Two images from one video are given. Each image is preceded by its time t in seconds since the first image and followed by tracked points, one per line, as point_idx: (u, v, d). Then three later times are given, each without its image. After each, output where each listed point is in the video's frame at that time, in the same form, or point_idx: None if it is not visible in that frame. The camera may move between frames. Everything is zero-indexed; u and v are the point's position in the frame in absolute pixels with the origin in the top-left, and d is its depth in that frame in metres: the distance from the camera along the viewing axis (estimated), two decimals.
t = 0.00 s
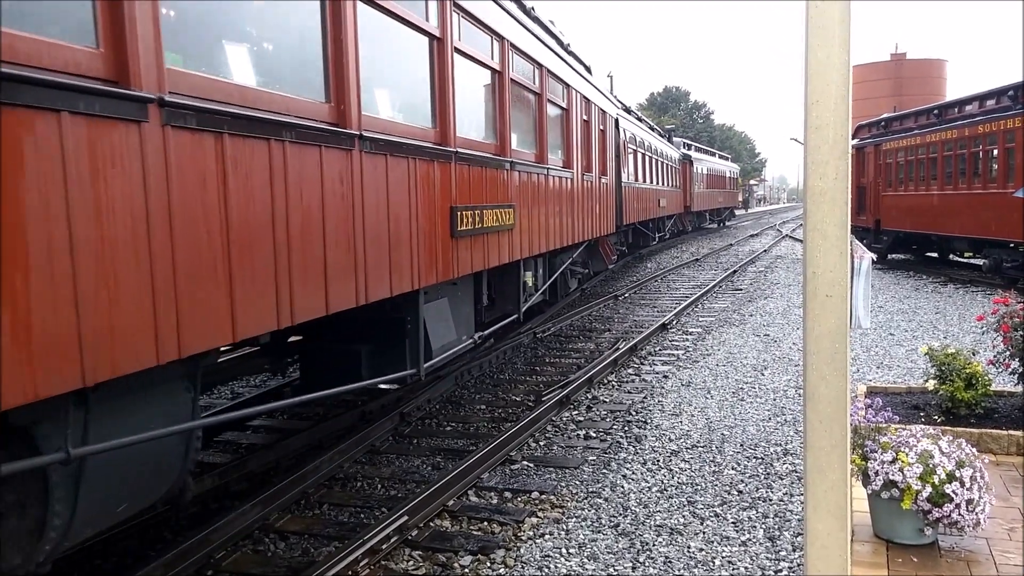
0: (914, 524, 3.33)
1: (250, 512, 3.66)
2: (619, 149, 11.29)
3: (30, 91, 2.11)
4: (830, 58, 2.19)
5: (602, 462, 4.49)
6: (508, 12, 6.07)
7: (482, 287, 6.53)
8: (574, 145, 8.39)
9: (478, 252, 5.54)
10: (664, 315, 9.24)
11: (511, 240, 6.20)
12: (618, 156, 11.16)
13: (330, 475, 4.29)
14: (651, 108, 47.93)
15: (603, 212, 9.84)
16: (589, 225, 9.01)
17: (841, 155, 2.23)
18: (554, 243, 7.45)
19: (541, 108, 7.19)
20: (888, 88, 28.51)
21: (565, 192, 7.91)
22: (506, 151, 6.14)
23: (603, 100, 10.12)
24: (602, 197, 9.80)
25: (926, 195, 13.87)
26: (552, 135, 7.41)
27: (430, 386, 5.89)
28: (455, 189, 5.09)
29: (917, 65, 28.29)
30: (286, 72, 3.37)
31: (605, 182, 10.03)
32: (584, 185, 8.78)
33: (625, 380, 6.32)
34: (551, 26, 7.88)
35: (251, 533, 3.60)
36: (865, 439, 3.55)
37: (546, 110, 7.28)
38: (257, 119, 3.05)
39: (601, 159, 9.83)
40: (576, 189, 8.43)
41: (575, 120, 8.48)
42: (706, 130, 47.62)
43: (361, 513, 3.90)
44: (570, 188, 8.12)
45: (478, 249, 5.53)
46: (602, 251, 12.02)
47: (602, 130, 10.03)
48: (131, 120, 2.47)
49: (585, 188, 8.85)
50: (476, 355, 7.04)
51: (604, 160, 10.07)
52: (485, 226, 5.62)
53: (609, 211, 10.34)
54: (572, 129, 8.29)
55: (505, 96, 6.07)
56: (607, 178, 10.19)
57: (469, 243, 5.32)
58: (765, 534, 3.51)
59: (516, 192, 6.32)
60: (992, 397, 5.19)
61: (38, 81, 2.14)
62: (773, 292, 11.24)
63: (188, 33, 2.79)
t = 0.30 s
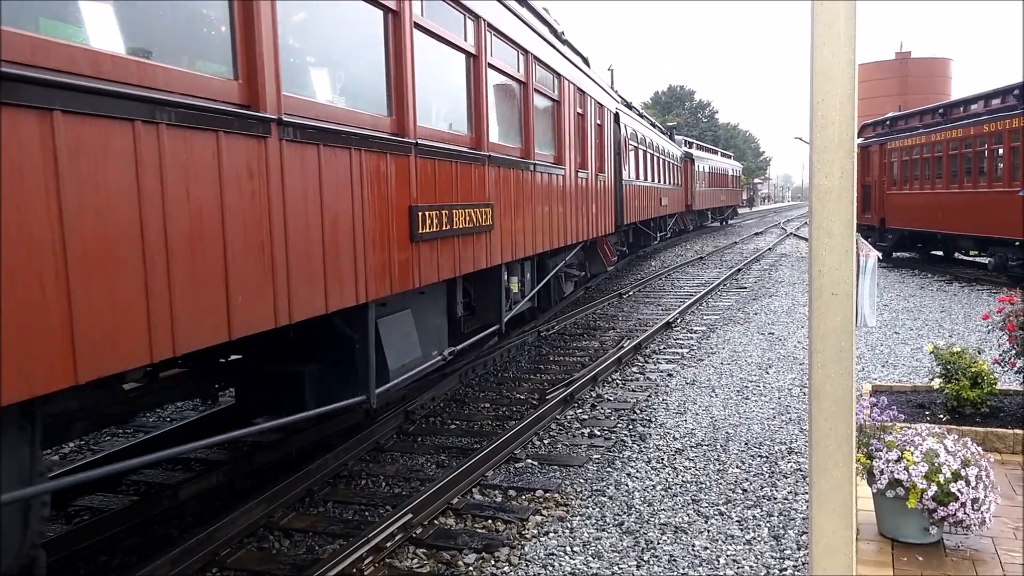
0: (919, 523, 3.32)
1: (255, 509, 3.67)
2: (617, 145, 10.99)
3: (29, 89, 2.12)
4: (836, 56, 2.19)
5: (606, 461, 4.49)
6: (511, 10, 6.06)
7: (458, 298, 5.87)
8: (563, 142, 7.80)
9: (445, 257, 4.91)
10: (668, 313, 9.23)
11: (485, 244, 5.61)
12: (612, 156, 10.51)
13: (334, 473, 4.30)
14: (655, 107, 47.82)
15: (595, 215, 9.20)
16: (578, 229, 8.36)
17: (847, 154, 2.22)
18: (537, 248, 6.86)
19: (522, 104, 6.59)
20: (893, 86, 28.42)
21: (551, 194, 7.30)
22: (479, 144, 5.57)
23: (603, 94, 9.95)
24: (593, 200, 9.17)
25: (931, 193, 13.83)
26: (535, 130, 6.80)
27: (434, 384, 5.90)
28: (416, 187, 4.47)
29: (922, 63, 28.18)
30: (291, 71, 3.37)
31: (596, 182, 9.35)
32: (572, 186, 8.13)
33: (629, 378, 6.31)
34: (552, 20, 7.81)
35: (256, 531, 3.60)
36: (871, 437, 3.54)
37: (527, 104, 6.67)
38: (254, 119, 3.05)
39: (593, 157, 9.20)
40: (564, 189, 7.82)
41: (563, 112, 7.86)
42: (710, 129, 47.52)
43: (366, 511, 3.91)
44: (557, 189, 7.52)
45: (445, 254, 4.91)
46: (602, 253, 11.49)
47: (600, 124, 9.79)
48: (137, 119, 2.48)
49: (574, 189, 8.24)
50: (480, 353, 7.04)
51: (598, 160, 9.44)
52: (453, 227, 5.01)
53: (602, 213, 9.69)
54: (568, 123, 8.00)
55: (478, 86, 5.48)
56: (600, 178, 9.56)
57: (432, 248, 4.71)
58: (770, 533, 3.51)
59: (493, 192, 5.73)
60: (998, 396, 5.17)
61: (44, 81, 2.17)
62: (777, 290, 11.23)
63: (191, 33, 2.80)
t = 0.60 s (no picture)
0: (921, 523, 3.33)
1: (257, 509, 3.68)
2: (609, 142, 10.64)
3: (33, 92, 2.13)
4: (838, 57, 2.19)
5: (609, 461, 4.49)
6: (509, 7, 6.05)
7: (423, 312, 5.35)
8: (546, 139, 7.28)
9: (396, 266, 4.26)
10: (669, 313, 9.24)
11: (449, 251, 4.96)
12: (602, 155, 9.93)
13: (337, 473, 4.30)
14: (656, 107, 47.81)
15: (580, 218, 8.55)
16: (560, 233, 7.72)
17: (849, 154, 2.23)
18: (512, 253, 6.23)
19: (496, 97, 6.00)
20: (894, 87, 28.39)
21: (530, 195, 6.68)
22: (443, 139, 4.98)
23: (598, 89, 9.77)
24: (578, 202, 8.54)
25: (932, 194, 13.83)
26: (510, 125, 6.18)
27: (436, 384, 5.90)
28: (359, 185, 3.84)
29: (923, 64, 28.18)
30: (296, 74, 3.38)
31: (581, 183, 8.73)
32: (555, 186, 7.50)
33: (632, 379, 6.32)
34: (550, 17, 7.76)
35: (259, 531, 3.61)
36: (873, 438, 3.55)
37: (501, 97, 6.08)
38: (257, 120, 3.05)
39: (579, 157, 8.62)
40: (546, 190, 7.21)
41: (544, 107, 7.30)
42: (711, 129, 47.52)
43: (368, 511, 3.91)
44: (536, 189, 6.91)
45: (397, 262, 4.27)
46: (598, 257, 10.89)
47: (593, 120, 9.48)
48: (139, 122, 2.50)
49: (558, 189, 7.62)
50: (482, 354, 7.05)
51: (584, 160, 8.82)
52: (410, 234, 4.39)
53: (590, 215, 9.08)
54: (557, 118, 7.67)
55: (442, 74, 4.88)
56: (586, 179, 8.95)
57: (378, 256, 4.06)
58: (772, 533, 3.51)
59: (458, 192, 5.12)
60: (999, 396, 5.18)
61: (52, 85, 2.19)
62: (779, 291, 11.23)
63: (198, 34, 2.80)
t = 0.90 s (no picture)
0: (922, 523, 3.33)
1: (257, 511, 3.68)
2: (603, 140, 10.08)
3: (32, 96, 2.11)
4: (837, 56, 2.20)
5: (609, 462, 4.50)
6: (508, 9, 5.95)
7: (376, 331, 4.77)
8: (529, 133, 6.57)
9: (361, 277, 3.82)
10: (670, 314, 9.25)
11: (402, 262, 4.25)
12: (593, 155, 9.23)
13: (337, 475, 4.30)
14: (656, 108, 47.82)
15: (566, 223, 7.78)
16: (542, 239, 6.96)
17: (849, 154, 2.23)
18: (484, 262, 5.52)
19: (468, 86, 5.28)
20: (894, 87, 28.37)
21: (506, 198, 5.97)
22: (398, 132, 4.26)
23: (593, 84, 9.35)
24: (565, 203, 7.79)
25: (932, 194, 13.84)
26: (483, 119, 5.46)
27: (437, 386, 5.90)
28: (272, 185, 3.11)
29: (922, 64, 28.18)
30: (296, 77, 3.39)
31: (569, 184, 7.97)
32: (536, 187, 6.76)
33: (632, 379, 6.33)
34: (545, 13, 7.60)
35: (259, 532, 3.61)
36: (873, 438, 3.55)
37: (472, 85, 5.35)
38: (259, 121, 3.04)
39: (567, 156, 7.91)
40: (526, 190, 6.46)
41: (529, 99, 6.59)
42: (711, 130, 47.51)
43: (369, 512, 3.91)
44: (516, 190, 6.18)
45: (332, 279, 3.58)
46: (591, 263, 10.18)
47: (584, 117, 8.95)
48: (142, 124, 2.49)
49: (541, 190, 6.87)
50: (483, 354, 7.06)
51: (573, 158, 8.12)
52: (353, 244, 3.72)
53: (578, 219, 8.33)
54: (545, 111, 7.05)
55: (396, 57, 4.15)
56: (575, 180, 8.22)
57: (301, 271, 3.34)
58: (772, 534, 3.51)
59: (416, 193, 4.41)
60: (999, 396, 5.18)
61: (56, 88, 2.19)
62: (779, 291, 11.25)
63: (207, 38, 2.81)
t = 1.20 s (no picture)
0: (920, 525, 3.33)
1: (255, 511, 3.67)
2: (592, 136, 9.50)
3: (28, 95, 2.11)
4: (836, 58, 2.20)
5: (608, 462, 4.51)
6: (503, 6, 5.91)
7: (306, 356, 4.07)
8: (504, 128, 6.08)
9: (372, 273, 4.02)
10: (669, 315, 9.26)
11: (339, 273, 3.69)
12: (578, 152, 8.65)
13: (336, 475, 4.30)
14: (656, 108, 47.79)
15: (547, 227, 7.21)
16: (518, 244, 6.38)
17: (848, 156, 2.23)
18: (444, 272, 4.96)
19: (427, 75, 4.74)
20: (893, 88, 28.35)
21: (473, 199, 5.42)
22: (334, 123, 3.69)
23: (581, 76, 8.80)
24: (547, 205, 7.21)
25: (931, 196, 13.85)
26: (446, 109, 4.96)
27: (435, 386, 5.90)
28: (154, 181, 2.55)
29: (922, 65, 28.21)
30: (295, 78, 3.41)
31: (552, 184, 7.40)
32: (511, 187, 6.20)
33: (630, 380, 6.33)
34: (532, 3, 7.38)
35: (257, 533, 3.61)
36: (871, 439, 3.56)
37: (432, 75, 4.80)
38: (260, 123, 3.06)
39: (549, 154, 7.36)
40: (497, 190, 5.91)
41: (504, 91, 6.04)
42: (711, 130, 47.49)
43: (367, 512, 3.91)
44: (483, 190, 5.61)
45: (241, 294, 3.00)
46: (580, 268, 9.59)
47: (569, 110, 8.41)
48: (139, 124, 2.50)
49: (517, 191, 6.31)
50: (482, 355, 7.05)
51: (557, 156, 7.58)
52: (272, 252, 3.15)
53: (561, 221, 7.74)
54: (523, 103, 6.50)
55: (327, 40, 3.58)
56: (558, 178, 7.64)
57: (197, 286, 2.76)
58: (771, 534, 3.51)
59: (357, 193, 3.84)
60: (997, 398, 5.19)
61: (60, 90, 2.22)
62: (778, 292, 11.26)
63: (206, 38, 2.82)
